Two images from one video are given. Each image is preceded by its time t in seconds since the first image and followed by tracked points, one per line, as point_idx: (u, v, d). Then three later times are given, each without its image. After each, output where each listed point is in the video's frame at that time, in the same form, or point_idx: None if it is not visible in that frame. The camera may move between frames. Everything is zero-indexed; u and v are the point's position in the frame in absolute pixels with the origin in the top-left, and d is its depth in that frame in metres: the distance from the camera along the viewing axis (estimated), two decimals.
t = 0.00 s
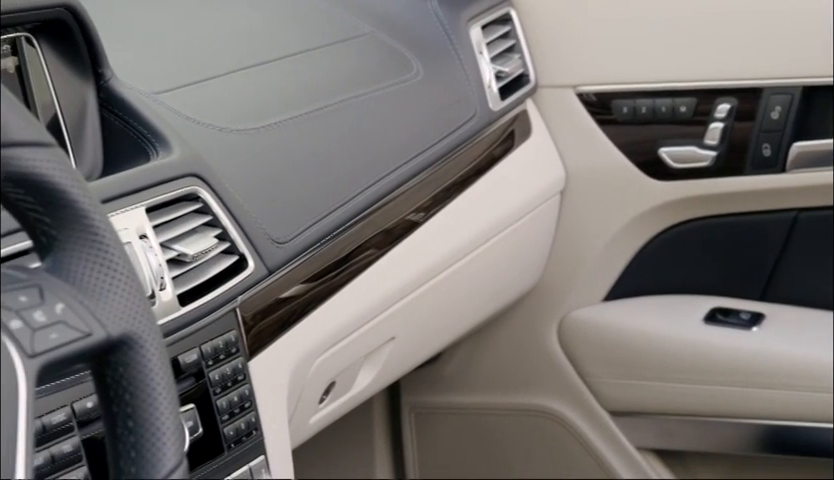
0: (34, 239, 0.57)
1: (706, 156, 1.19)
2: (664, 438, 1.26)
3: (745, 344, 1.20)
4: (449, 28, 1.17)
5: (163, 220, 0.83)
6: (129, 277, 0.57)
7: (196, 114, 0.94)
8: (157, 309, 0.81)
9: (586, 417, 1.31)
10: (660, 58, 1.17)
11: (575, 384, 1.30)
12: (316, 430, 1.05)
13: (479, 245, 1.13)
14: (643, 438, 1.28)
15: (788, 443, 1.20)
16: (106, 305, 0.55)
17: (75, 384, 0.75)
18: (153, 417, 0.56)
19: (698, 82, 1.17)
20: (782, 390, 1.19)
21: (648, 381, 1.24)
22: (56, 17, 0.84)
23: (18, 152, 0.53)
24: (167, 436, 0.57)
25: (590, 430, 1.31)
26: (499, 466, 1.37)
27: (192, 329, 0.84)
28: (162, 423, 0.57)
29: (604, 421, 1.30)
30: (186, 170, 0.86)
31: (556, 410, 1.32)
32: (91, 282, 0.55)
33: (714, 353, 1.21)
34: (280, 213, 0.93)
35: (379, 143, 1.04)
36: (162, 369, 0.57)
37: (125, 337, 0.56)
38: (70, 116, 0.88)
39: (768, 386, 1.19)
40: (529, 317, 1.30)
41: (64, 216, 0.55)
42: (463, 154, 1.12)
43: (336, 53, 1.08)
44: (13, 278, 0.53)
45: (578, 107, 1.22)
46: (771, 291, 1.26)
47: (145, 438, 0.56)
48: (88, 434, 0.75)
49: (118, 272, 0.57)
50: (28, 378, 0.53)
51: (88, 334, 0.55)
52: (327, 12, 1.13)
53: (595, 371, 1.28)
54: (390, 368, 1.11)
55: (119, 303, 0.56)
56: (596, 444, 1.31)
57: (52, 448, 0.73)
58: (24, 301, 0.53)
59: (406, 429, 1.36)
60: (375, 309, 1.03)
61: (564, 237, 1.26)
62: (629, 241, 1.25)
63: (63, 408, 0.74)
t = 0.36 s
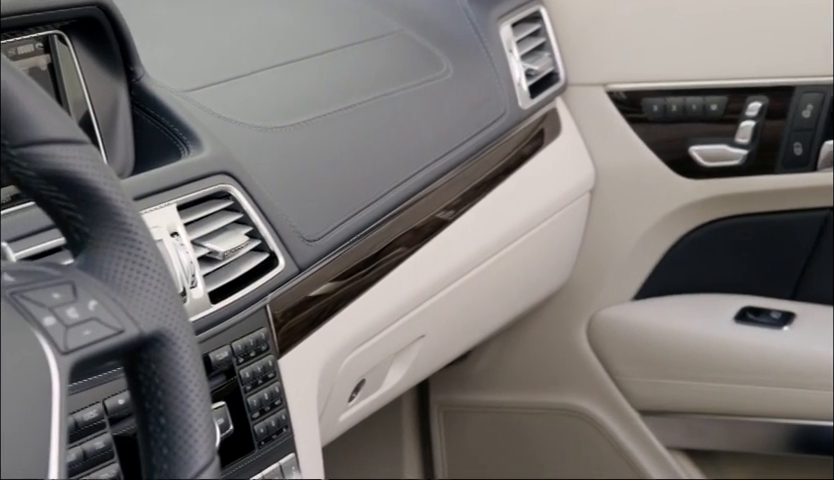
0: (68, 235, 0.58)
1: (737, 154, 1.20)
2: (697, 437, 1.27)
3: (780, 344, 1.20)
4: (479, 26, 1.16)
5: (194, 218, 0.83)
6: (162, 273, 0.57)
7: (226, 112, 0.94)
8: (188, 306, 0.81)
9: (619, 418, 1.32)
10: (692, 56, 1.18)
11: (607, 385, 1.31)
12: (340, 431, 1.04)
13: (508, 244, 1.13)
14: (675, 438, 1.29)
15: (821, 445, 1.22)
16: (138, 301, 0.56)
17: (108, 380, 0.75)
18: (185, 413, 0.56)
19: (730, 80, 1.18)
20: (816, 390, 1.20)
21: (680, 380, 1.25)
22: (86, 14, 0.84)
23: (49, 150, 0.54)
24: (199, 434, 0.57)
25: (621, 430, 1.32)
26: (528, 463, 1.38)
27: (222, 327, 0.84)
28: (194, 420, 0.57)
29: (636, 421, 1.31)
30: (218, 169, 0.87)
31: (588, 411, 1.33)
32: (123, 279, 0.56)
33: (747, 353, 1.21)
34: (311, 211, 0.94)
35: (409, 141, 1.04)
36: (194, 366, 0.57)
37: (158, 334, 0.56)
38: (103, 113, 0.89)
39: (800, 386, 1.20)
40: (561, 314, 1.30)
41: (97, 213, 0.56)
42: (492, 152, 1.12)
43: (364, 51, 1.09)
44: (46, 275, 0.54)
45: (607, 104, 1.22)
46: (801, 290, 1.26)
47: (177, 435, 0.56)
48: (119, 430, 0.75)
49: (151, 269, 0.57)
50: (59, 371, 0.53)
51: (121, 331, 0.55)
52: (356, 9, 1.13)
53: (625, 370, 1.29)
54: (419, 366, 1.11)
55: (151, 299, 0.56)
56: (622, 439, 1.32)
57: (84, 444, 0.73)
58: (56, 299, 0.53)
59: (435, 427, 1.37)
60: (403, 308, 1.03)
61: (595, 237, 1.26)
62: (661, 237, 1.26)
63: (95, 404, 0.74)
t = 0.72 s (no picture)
0: (100, 232, 0.57)
1: (767, 152, 1.21)
2: (727, 436, 1.27)
3: (804, 344, 1.20)
4: (509, 24, 1.18)
5: (224, 215, 0.84)
6: (194, 271, 0.57)
7: (256, 109, 0.94)
8: (220, 304, 0.81)
9: (647, 416, 1.33)
10: (721, 54, 1.20)
11: (628, 376, 1.32)
12: (371, 428, 1.04)
13: (537, 242, 1.13)
14: (704, 437, 1.29)
15: None
16: (170, 298, 0.55)
17: (140, 376, 0.75)
18: (216, 411, 0.56)
19: (760, 78, 1.19)
20: None
21: (709, 378, 1.26)
22: (119, 12, 0.85)
23: (82, 147, 0.54)
24: (231, 432, 0.56)
25: (650, 428, 1.33)
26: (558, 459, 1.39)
27: (251, 324, 0.84)
28: (226, 418, 0.56)
29: (663, 418, 1.32)
30: (250, 166, 0.87)
31: (614, 409, 1.34)
32: (156, 276, 0.55)
33: (770, 352, 1.21)
34: (342, 209, 0.94)
35: (439, 139, 1.05)
36: (226, 363, 0.57)
37: (189, 331, 0.56)
38: (132, 111, 0.90)
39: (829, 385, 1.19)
40: (587, 311, 1.32)
41: (129, 211, 0.56)
42: (518, 152, 1.12)
43: (393, 49, 1.09)
44: (78, 272, 0.53)
45: (638, 102, 1.24)
46: None
47: (208, 433, 0.56)
48: (150, 427, 0.76)
49: (182, 266, 0.57)
50: (94, 371, 0.52)
51: (153, 328, 0.54)
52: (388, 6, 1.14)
53: (653, 369, 1.30)
54: (448, 365, 1.11)
55: (183, 297, 0.56)
56: (648, 434, 1.33)
57: (115, 441, 0.73)
58: (89, 296, 0.53)
59: (465, 428, 1.38)
60: (432, 305, 1.03)
61: (624, 235, 1.28)
62: (688, 237, 1.26)
63: (126, 401, 0.74)
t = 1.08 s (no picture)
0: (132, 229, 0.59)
1: (798, 150, 1.20)
2: (755, 435, 1.27)
3: None
4: (538, 22, 1.18)
5: (254, 213, 0.84)
6: (224, 267, 0.58)
7: (285, 106, 0.94)
8: (250, 301, 0.81)
9: (676, 415, 1.33)
10: (750, 51, 1.20)
11: (657, 374, 1.33)
12: (399, 425, 1.04)
13: (567, 239, 1.14)
14: (733, 436, 1.29)
15: None
16: (200, 294, 0.56)
17: (170, 373, 0.76)
18: (246, 406, 0.57)
19: (789, 75, 1.19)
20: None
21: (742, 378, 1.25)
22: (149, 9, 0.85)
23: (113, 144, 0.55)
24: (260, 427, 0.57)
25: (681, 428, 1.33)
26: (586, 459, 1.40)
27: (280, 322, 0.84)
28: (256, 413, 0.57)
29: (692, 418, 1.32)
30: (279, 164, 0.87)
31: (643, 408, 1.35)
32: (186, 272, 0.56)
33: (802, 349, 1.21)
34: (372, 207, 0.94)
35: (468, 137, 1.05)
36: (257, 359, 0.58)
37: (220, 328, 0.56)
38: (163, 108, 0.90)
39: None
40: (618, 311, 1.33)
41: (159, 207, 0.57)
42: (547, 149, 1.12)
43: (421, 47, 1.09)
44: (110, 268, 0.55)
45: (667, 100, 1.25)
46: None
47: (238, 429, 0.57)
48: (181, 424, 0.76)
49: (213, 262, 0.57)
50: (126, 367, 0.53)
51: (184, 325, 0.55)
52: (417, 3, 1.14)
53: (682, 367, 1.30)
54: (477, 362, 1.11)
55: (213, 293, 0.57)
56: (678, 433, 1.33)
57: (146, 437, 0.74)
58: (120, 292, 0.54)
59: (491, 423, 1.40)
60: (462, 303, 1.03)
61: (653, 233, 1.28)
62: (715, 239, 1.27)
63: (156, 398, 0.75)
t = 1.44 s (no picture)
0: (163, 225, 0.59)
1: (828, 148, 1.20)
2: (784, 434, 1.27)
3: None
4: (569, 18, 1.19)
5: (284, 210, 0.84)
6: (255, 264, 0.58)
7: (315, 103, 0.94)
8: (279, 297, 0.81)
9: (706, 413, 1.33)
10: (779, 47, 1.20)
11: (686, 373, 1.33)
12: (428, 423, 1.04)
13: (597, 237, 1.14)
14: (762, 435, 1.29)
15: None
16: (231, 290, 0.56)
17: (201, 369, 0.76)
18: (277, 403, 0.57)
19: (819, 73, 1.19)
20: None
21: (771, 377, 1.25)
22: (179, 5, 0.85)
23: (145, 141, 0.55)
24: (291, 423, 0.57)
25: (711, 428, 1.33)
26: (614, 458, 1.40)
27: (309, 319, 0.84)
28: (287, 410, 0.57)
29: (722, 417, 1.32)
30: (309, 161, 0.87)
31: (673, 407, 1.35)
32: (217, 269, 0.57)
33: None
34: (402, 204, 0.94)
35: (497, 134, 1.04)
36: (288, 356, 0.58)
37: (251, 324, 0.57)
38: (193, 104, 0.90)
39: None
40: (647, 309, 1.33)
41: (191, 204, 0.57)
42: (581, 144, 1.12)
43: (450, 44, 1.09)
44: (142, 265, 0.55)
45: (697, 97, 1.25)
46: None
47: (269, 426, 0.57)
48: (211, 420, 0.76)
49: (244, 259, 0.58)
50: (158, 363, 0.53)
51: (215, 320, 0.56)
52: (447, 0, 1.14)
53: (712, 366, 1.30)
54: (506, 359, 1.11)
55: (244, 289, 0.57)
56: (708, 432, 1.33)
57: (176, 433, 0.74)
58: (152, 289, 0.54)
59: (519, 423, 1.41)
60: (491, 301, 1.03)
61: (682, 231, 1.29)
62: (741, 240, 1.27)
63: (186, 394, 0.75)
